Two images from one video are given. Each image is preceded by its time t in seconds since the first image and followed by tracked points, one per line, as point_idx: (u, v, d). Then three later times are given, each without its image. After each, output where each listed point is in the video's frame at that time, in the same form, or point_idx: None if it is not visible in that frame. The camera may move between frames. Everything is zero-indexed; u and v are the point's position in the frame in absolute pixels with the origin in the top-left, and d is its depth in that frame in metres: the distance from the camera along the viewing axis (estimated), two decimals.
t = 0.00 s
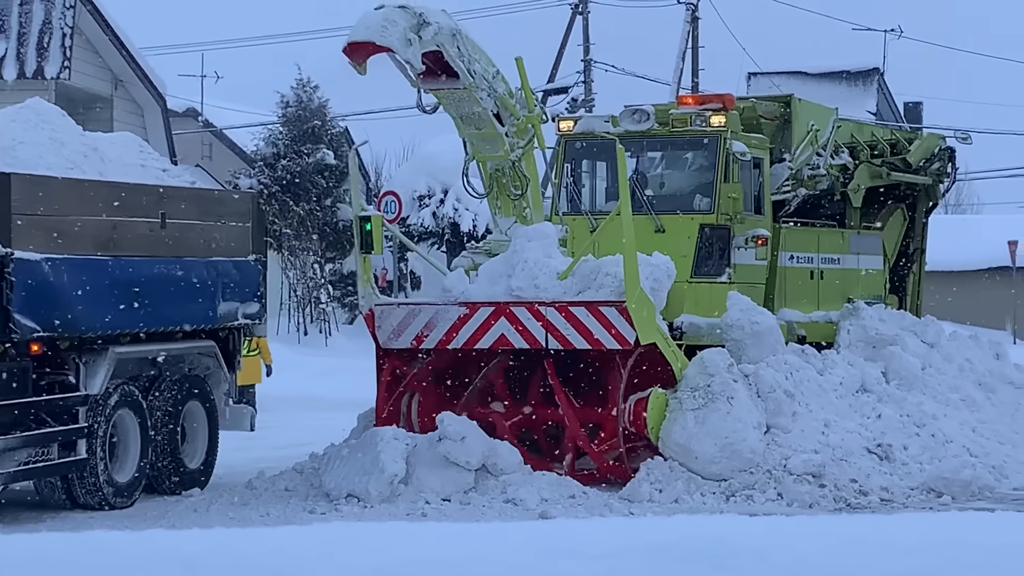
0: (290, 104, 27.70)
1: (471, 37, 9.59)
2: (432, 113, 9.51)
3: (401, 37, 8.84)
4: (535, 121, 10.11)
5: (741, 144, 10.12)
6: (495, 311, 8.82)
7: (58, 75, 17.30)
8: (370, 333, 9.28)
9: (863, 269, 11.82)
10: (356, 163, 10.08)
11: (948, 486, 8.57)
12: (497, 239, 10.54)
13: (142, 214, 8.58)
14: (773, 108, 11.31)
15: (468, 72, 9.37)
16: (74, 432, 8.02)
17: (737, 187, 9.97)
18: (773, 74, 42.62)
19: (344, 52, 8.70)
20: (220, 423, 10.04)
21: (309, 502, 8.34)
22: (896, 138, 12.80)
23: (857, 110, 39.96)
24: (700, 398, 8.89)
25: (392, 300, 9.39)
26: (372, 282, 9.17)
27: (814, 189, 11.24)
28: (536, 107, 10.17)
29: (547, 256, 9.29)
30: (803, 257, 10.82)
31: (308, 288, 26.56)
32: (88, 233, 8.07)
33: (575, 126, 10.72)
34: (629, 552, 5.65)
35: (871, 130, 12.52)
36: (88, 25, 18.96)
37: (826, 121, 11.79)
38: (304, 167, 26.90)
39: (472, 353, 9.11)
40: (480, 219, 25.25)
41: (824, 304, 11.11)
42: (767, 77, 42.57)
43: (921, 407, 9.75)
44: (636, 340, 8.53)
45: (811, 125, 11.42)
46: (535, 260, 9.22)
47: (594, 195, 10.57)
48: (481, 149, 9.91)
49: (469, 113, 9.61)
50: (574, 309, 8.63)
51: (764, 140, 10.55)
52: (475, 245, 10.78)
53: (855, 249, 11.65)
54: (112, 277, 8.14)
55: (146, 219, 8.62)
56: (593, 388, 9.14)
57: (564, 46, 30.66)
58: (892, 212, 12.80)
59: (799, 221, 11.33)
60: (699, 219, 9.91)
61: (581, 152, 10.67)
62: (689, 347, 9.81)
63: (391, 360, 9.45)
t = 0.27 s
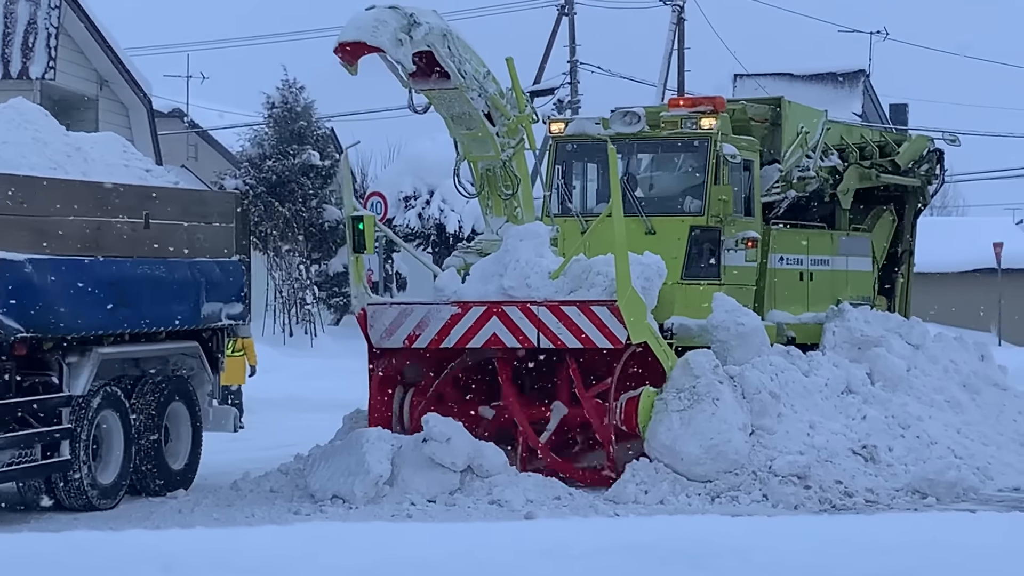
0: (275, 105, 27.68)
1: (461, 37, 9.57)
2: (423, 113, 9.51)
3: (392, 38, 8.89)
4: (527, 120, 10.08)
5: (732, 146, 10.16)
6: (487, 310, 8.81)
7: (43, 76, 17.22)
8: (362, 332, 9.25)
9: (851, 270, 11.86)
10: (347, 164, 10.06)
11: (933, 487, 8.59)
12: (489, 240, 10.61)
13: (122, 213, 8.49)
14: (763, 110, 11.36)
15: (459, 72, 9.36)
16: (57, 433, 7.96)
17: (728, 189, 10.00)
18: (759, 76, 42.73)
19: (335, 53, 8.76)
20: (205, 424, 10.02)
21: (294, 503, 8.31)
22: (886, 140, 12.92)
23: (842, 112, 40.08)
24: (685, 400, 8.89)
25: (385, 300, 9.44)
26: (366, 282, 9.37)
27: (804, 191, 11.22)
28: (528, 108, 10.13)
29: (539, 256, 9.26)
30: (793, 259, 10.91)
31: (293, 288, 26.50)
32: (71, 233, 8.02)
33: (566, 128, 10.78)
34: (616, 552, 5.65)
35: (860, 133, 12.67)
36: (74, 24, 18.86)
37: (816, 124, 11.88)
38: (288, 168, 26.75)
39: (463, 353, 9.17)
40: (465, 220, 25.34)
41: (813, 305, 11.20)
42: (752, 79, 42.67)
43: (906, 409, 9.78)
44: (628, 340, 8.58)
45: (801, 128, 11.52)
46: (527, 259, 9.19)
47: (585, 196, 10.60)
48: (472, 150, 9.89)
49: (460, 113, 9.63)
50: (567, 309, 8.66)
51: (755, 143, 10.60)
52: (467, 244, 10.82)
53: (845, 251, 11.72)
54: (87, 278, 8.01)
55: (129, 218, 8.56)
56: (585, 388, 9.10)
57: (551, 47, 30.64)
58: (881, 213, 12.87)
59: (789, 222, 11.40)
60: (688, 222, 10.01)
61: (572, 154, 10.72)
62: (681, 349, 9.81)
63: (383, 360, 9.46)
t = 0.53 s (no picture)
0: (264, 108, 27.68)
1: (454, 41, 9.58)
2: (416, 117, 9.53)
3: (387, 43, 8.88)
4: (517, 124, 10.23)
5: (718, 151, 10.31)
6: (478, 311, 8.94)
7: (36, 80, 17.22)
8: (356, 332, 9.35)
9: (835, 272, 12.14)
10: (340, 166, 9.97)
11: (909, 485, 8.73)
12: (479, 241, 10.64)
13: (113, 217, 8.53)
14: (748, 116, 11.50)
15: (452, 77, 9.37)
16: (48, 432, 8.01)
17: (714, 193, 10.11)
18: (740, 80, 43.00)
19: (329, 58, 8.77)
20: (194, 424, 10.04)
21: (282, 500, 8.38)
22: (868, 145, 12.98)
23: (822, 116, 40.38)
24: (667, 399, 9.05)
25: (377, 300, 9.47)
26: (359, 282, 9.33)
27: (788, 195, 11.45)
28: (518, 111, 10.26)
29: (528, 257, 9.35)
30: (778, 261, 11.10)
31: (283, 290, 26.69)
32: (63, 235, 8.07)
33: (556, 132, 10.93)
34: (603, 548, 5.77)
35: (844, 137, 12.81)
36: (65, 29, 18.87)
37: (800, 129, 12.00)
38: (276, 170, 26.83)
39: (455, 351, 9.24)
40: (451, 222, 25.22)
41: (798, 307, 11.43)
42: (733, 84, 42.94)
43: (883, 408, 9.94)
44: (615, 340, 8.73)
45: (785, 133, 11.68)
46: (517, 260, 9.27)
47: (575, 200, 10.75)
48: (465, 153, 10.02)
49: (453, 117, 9.65)
50: (556, 308, 8.78)
51: (740, 147, 10.73)
52: (457, 244, 10.90)
53: (827, 253, 11.99)
54: (74, 284, 8.03)
55: (119, 219, 8.59)
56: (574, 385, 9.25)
57: (534, 51, 30.77)
58: (863, 218, 13.07)
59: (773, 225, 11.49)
60: (675, 224, 10.14)
61: (562, 157, 10.83)
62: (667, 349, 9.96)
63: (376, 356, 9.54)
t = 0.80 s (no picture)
0: (252, 111, 27.88)
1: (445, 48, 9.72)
2: (408, 122, 9.66)
3: (380, 50, 9.02)
4: (506, 129, 10.32)
5: (702, 155, 10.50)
6: (467, 311, 9.12)
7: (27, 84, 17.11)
8: (348, 331, 9.52)
9: (817, 273, 12.32)
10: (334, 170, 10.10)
11: (885, 482, 8.89)
12: (468, 242, 10.69)
13: (97, 218, 8.56)
14: (732, 121, 11.61)
15: (443, 83, 9.52)
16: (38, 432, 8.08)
17: (698, 196, 10.35)
18: (719, 85, 43.29)
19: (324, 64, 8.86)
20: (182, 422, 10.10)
21: (269, 497, 8.46)
22: (848, 149, 13.29)
23: (801, 120, 40.70)
24: (648, 397, 9.15)
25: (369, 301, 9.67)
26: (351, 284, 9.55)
27: (770, 198, 11.52)
28: (508, 116, 10.38)
29: (517, 259, 9.56)
30: (761, 263, 11.20)
31: (270, 291, 27.12)
32: (53, 236, 8.11)
33: (544, 136, 11.07)
34: (588, 542, 5.91)
35: (825, 141, 13.03)
36: (56, 33, 18.89)
37: (782, 134, 12.13)
38: (265, 173, 26.97)
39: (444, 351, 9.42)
40: (436, 224, 25.73)
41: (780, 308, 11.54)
42: (713, 88, 43.22)
43: (859, 406, 10.11)
44: (601, 339, 8.86)
45: (768, 138, 11.79)
46: (506, 262, 9.48)
47: (563, 203, 10.94)
48: (454, 156, 10.11)
49: (444, 122, 9.80)
50: (543, 310, 8.94)
51: (724, 152, 10.93)
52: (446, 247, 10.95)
53: (810, 255, 12.14)
54: (65, 283, 8.05)
55: (108, 221, 8.67)
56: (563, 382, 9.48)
57: (517, 56, 30.90)
58: (844, 220, 13.24)
59: (755, 226, 11.63)
60: (660, 226, 10.30)
61: (550, 161, 11.01)
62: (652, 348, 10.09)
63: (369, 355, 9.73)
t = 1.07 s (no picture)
0: (237, 115, 28.58)
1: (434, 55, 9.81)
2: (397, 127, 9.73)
3: (370, 56, 9.12)
4: (494, 134, 10.36)
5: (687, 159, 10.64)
6: (457, 312, 9.26)
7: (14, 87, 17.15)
8: (339, 332, 9.60)
9: (799, 274, 12.64)
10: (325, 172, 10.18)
11: (861, 479, 9.02)
12: (459, 244, 10.86)
13: (86, 218, 8.57)
14: (716, 125, 11.82)
15: (432, 89, 9.60)
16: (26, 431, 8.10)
17: (682, 199, 10.45)
18: (699, 88, 43.57)
19: (315, 70, 9.00)
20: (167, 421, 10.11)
21: (253, 495, 8.52)
22: (829, 152, 13.40)
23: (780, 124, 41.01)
24: (628, 396, 9.28)
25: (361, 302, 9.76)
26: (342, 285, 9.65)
27: (754, 201, 11.71)
28: (496, 120, 10.45)
29: (505, 261, 9.67)
30: (744, 264, 11.51)
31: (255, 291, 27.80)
32: (40, 237, 8.11)
33: (532, 140, 11.21)
34: (567, 542, 6.02)
35: (807, 146, 13.16)
36: (43, 37, 18.99)
37: (765, 138, 12.33)
38: (248, 173, 27.74)
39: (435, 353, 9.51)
40: (420, 225, 26.12)
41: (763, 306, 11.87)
42: (693, 91, 43.49)
43: (836, 405, 10.24)
44: (588, 340, 9.03)
45: (752, 141, 11.95)
46: (494, 264, 9.58)
47: (550, 206, 10.99)
48: (443, 161, 10.17)
49: (433, 127, 9.86)
50: (531, 311, 9.09)
51: (708, 155, 11.11)
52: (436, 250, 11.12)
53: (792, 257, 12.47)
54: (50, 284, 8.07)
55: (95, 222, 8.68)
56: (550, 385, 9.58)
57: (498, 60, 31.01)
58: (826, 222, 13.45)
59: (739, 228, 11.90)
60: (646, 228, 10.40)
61: (538, 164, 11.11)
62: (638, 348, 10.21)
63: (359, 359, 9.77)
